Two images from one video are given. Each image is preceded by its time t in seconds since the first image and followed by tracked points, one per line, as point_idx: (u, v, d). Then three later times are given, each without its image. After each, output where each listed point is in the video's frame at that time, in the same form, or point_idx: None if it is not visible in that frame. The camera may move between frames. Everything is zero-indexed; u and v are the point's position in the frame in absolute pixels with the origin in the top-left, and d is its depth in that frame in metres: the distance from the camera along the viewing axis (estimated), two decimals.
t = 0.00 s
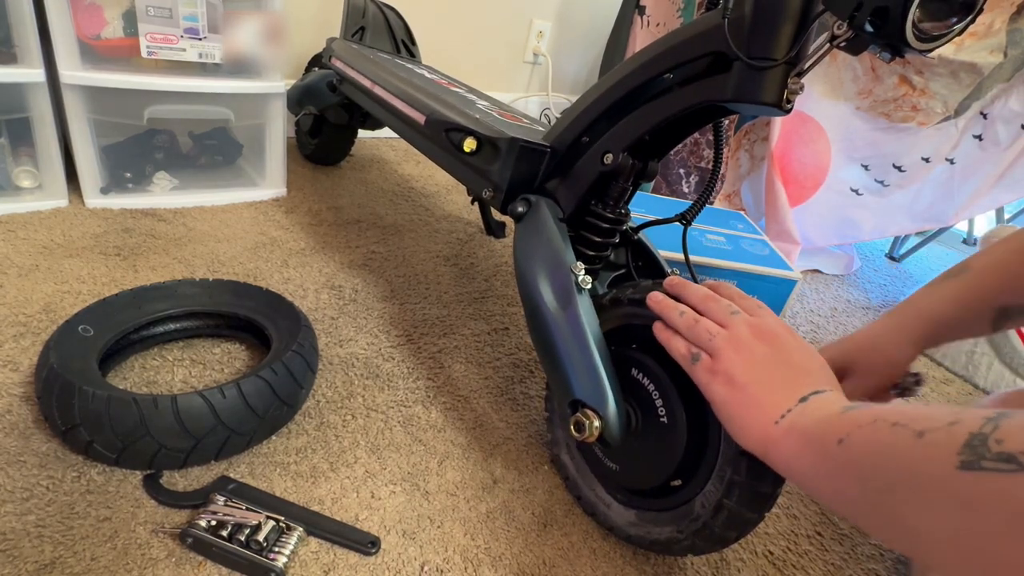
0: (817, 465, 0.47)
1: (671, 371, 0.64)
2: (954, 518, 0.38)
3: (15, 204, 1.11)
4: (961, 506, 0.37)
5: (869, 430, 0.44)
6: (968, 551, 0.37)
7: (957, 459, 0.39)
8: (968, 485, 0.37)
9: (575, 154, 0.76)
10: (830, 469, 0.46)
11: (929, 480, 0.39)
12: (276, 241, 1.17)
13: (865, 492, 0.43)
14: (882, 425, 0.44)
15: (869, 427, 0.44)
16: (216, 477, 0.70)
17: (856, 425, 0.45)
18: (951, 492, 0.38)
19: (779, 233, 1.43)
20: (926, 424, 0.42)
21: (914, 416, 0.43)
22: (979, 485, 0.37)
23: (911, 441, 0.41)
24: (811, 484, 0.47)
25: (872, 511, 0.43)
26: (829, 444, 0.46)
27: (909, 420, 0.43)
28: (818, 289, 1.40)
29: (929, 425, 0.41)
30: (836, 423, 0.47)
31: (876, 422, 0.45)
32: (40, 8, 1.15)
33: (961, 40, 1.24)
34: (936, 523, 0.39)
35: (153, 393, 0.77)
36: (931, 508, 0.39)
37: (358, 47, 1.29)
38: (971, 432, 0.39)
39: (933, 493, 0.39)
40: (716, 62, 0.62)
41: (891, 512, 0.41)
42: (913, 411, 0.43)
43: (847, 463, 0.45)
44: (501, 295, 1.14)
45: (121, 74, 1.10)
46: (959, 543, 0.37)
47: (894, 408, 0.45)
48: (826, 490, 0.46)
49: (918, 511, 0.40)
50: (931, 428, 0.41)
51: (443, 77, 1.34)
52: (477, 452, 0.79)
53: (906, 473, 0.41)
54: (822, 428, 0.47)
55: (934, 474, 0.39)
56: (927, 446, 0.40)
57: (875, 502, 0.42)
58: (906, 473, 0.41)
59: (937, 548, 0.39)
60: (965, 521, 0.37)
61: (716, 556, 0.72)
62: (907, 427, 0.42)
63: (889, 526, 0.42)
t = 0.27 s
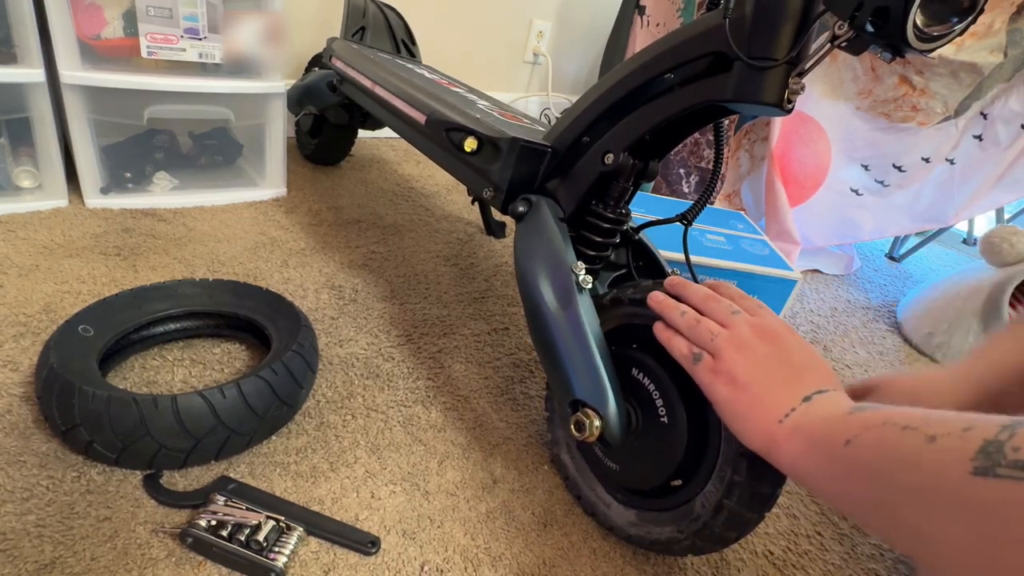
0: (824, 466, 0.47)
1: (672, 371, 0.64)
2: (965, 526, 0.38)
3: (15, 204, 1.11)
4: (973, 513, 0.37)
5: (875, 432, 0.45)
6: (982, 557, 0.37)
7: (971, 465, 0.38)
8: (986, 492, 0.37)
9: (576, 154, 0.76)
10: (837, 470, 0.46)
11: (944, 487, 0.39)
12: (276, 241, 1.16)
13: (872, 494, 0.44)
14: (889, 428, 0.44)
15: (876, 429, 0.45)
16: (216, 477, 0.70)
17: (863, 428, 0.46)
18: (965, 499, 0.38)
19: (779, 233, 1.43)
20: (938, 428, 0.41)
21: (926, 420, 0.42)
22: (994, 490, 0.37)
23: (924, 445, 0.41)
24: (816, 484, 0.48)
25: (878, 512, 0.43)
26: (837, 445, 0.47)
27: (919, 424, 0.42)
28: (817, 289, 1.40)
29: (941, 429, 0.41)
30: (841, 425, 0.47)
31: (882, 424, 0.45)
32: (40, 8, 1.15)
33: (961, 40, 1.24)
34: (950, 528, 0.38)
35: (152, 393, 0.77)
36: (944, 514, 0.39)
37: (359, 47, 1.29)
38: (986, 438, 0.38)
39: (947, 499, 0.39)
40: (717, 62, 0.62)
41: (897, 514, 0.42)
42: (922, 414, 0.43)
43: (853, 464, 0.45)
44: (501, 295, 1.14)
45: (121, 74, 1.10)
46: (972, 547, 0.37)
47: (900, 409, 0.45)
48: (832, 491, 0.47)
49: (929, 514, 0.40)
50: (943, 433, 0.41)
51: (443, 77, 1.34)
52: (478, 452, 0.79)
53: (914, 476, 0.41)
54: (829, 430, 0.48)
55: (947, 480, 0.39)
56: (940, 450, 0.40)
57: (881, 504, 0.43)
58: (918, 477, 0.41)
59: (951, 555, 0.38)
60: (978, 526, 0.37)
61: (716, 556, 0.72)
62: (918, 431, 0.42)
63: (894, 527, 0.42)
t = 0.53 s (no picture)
0: (821, 467, 0.47)
1: (671, 371, 0.64)
2: (963, 533, 0.38)
3: (15, 204, 1.11)
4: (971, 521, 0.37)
5: (876, 436, 0.45)
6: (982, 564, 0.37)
7: (968, 474, 0.38)
8: (985, 501, 0.37)
9: (575, 154, 0.76)
10: (835, 472, 0.46)
11: (943, 494, 0.39)
12: (276, 241, 1.17)
13: (869, 497, 0.44)
14: (889, 433, 0.44)
15: (876, 432, 0.45)
16: (216, 477, 0.70)
17: (863, 431, 0.46)
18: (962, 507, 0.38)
19: (779, 233, 1.43)
20: (936, 435, 0.41)
21: (923, 427, 0.43)
22: (992, 499, 0.37)
23: (921, 453, 0.41)
24: (813, 484, 0.48)
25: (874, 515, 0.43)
26: (835, 449, 0.46)
27: (916, 431, 0.43)
28: (817, 289, 1.40)
29: (939, 436, 0.41)
30: (840, 427, 0.47)
31: (882, 428, 0.45)
32: (40, 8, 1.15)
33: (961, 40, 1.24)
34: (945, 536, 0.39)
35: (152, 393, 0.77)
36: (942, 521, 0.39)
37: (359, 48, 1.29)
38: (984, 447, 0.38)
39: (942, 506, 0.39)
40: (717, 62, 0.62)
41: (894, 517, 0.42)
42: (921, 420, 0.44)
43: (852, 467, 0.45)
44: (501, 295, 1.14)
45: (121, 74, 1.10)
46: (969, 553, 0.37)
47: (900, 414, 0.45)
48: (829, 492, 0.47)
49: (925, 521, 0.40)
50: (941, 440, 0.41)
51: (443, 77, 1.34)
52: (478, 452, 0.79)
53: (911, 481, 0.41)
54: (828, 432, 0.48)
55: (945, 487, 0.39)
56: (937, 458, 0.40)
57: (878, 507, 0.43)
58: (914, 484, 0.41)
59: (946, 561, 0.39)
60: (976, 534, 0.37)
61: (716, 556, 0.72)
62: (915, 438, 0.42)
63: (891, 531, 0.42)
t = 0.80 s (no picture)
0: (823, 468, 0.47)
1: (671, 371, 0.64)
2: (972, 534, 0.37)
3: (15, 204, 1.11)
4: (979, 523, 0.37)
5: (878, 436, 0.45)
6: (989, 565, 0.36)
7: (976, 475, 0.38)
8: (992, 502, 0.37)
9: (575, 155, 0.76)
10: (837, 473, 0.46)
11: (951, 496, 0.39)
12: (276, 241, 1.17)
13: (872, 498, 0.44)
14: (892, 434, 0.44)
15: (878, 433, 0.45)
16: (216, 477, 0.70)
17: (865, 431, 0.46)
18: (969, 508, 0.38)
19: (779, 233, 1.43)
20: (941, 434, 0.41)
21: (928, 426, 0.42)
22: (1000, 501, 0.36)
23: (926, 453, 0.41)
24: (815, 485, 0.48)
25: (878, 515, 0.43)
26: (838, 449, 0.47)
27: (921, 431, 0.43)
28: (817, 289, 1.40)
29: (943, 436, 0.41)
30: (842, 428, 0.47)
31: (885, 428, 0.45)
32: (40, 8, 1.15)
33: (961, 40, 1.24)
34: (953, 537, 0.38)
35: (152, 394, 0.77)
36: (951, 523, 0.38)
37: (359, 48, 1.29)
38: (991, 447, 0.38)
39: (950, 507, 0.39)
40: (717, 62, 0.62)
41: (898, 518, 0.42)
42: (924, 420, 0.43)
43: (854, 467, 0.45)
44: (501, 295, 1.14)
45: (121, 74, 1.10)
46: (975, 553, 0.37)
47: (902, 414, 0.45)
48: (832, 493, 0.47)
49: (930, 522, 0.40)
50: (947, 440, 0.40)
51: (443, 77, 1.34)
52: (478, 452, 0.79)
53: (914, 482, 0.41)
54: (829, 432, 0.48)
55: (953, 488, 0.39)
56: (943, 458, 0.40)
57: (881, 507, 0.43)
58: (920, 485, 0.41)
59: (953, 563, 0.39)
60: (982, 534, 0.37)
61: (716, 556, 0.72)
62: (920, 438, 0.42)
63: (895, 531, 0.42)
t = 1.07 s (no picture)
0: (823, 467, 0.47)
1: (671, 371, 0.64)
2: (966, 526, 0.37)
3: (15, 204, 1.11)
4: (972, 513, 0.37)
5: (877, 434, 0.45)
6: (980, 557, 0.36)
7: (971, 464, 0.38)
8: (985, 490, 0.37)
9: (575, 155, 0.76)
10: (836, 472, 0.46)
11: (946, 487, 0.39)
12: (275, 241, 1.17)
13: (872, 496, 0.43)
14: (890, 429, 0.44)
15: (877, 431, 0.45)
16: (216, 477, 0.70)
17: (864, 429, 0.46)
18: (963, 498, 0.38)
19: (779, 233, 1.43)
20: (936, 428, 0.42)
21: (924, 420, 0.43)
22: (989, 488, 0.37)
23: (922, 446, 0.41)
24: (815, 485, 0.48)
25: (877, 514, 0.43)
26: (836, 447, 0.46)
27: (918, 424, 0.43)
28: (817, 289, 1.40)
29: (943, 434, 0.41)
30: (841, 427, 0.47)
31: (883, 425, 0.45)
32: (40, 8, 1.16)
33: (961, 40, 1.24)
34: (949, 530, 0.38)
35: (153, 393, 0.77)
36: (947, 516, 0.38)
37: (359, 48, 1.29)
38: (984, 437, 0.39)
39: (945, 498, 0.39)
40: (717, 62, 0.62)
41: (897, 515, 0.42)
42: (921, 415, 0.44)
43: (853, 466, 0.45)
44: (501, 295, 1.14)
45: (121, 74, 1.10)
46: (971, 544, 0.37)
47: (900, 411, 0.45)
48: (831, 492, 0.46)
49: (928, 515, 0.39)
50: (942, 433, 0.41)
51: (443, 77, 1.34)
52: (478, 452, 0.79)
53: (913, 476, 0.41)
54: (828, 431, 0.48)
55: (948, 477, 0.39)
56: (938, 451, 0.40)
57: (881, 506, 0.43)
58: (919, 479, 0.41)
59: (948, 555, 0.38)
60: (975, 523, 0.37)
61: (716, 556, 0.72)
62: (917, 431, 0.43)
63: (894, 528, 0.42)
